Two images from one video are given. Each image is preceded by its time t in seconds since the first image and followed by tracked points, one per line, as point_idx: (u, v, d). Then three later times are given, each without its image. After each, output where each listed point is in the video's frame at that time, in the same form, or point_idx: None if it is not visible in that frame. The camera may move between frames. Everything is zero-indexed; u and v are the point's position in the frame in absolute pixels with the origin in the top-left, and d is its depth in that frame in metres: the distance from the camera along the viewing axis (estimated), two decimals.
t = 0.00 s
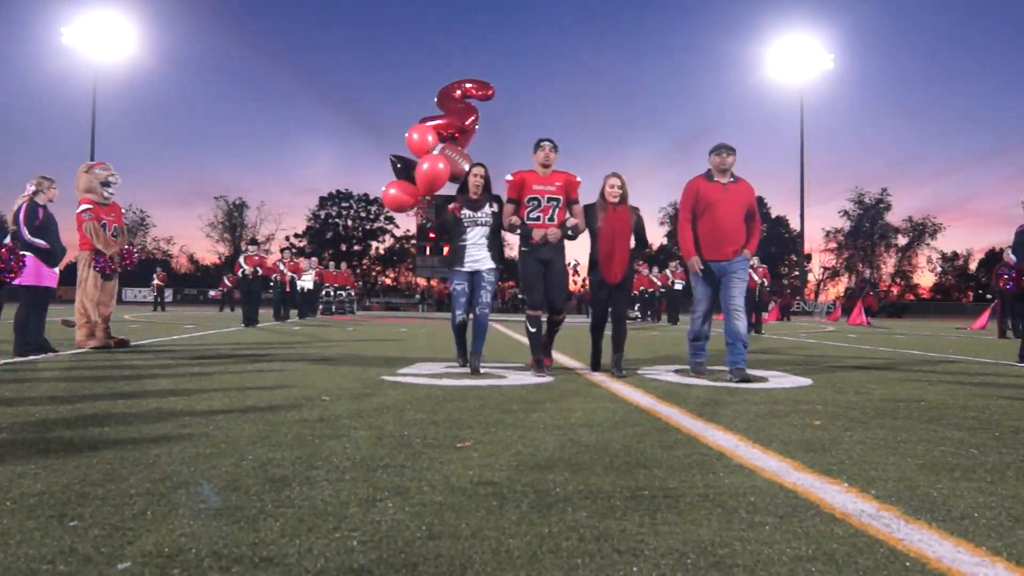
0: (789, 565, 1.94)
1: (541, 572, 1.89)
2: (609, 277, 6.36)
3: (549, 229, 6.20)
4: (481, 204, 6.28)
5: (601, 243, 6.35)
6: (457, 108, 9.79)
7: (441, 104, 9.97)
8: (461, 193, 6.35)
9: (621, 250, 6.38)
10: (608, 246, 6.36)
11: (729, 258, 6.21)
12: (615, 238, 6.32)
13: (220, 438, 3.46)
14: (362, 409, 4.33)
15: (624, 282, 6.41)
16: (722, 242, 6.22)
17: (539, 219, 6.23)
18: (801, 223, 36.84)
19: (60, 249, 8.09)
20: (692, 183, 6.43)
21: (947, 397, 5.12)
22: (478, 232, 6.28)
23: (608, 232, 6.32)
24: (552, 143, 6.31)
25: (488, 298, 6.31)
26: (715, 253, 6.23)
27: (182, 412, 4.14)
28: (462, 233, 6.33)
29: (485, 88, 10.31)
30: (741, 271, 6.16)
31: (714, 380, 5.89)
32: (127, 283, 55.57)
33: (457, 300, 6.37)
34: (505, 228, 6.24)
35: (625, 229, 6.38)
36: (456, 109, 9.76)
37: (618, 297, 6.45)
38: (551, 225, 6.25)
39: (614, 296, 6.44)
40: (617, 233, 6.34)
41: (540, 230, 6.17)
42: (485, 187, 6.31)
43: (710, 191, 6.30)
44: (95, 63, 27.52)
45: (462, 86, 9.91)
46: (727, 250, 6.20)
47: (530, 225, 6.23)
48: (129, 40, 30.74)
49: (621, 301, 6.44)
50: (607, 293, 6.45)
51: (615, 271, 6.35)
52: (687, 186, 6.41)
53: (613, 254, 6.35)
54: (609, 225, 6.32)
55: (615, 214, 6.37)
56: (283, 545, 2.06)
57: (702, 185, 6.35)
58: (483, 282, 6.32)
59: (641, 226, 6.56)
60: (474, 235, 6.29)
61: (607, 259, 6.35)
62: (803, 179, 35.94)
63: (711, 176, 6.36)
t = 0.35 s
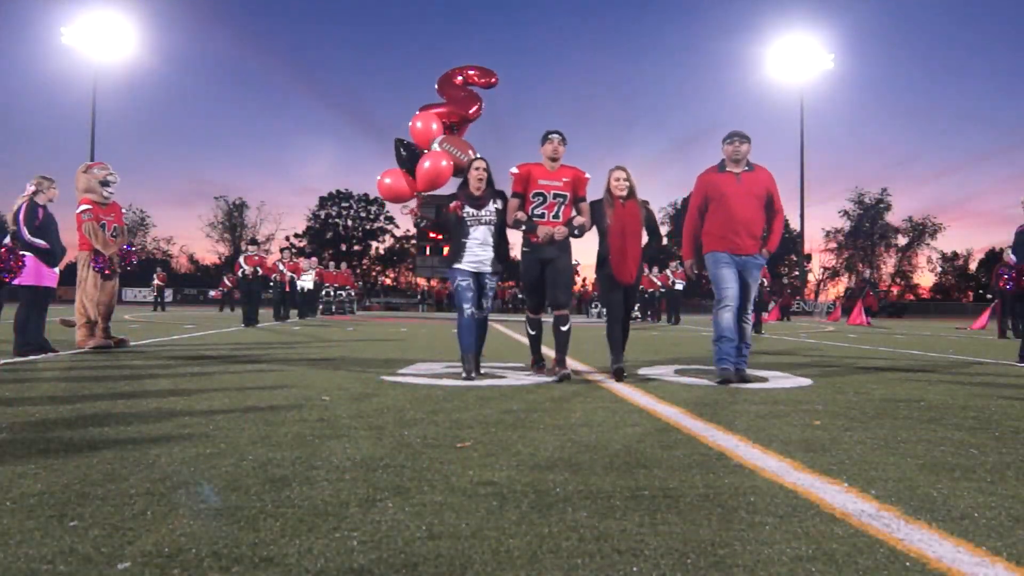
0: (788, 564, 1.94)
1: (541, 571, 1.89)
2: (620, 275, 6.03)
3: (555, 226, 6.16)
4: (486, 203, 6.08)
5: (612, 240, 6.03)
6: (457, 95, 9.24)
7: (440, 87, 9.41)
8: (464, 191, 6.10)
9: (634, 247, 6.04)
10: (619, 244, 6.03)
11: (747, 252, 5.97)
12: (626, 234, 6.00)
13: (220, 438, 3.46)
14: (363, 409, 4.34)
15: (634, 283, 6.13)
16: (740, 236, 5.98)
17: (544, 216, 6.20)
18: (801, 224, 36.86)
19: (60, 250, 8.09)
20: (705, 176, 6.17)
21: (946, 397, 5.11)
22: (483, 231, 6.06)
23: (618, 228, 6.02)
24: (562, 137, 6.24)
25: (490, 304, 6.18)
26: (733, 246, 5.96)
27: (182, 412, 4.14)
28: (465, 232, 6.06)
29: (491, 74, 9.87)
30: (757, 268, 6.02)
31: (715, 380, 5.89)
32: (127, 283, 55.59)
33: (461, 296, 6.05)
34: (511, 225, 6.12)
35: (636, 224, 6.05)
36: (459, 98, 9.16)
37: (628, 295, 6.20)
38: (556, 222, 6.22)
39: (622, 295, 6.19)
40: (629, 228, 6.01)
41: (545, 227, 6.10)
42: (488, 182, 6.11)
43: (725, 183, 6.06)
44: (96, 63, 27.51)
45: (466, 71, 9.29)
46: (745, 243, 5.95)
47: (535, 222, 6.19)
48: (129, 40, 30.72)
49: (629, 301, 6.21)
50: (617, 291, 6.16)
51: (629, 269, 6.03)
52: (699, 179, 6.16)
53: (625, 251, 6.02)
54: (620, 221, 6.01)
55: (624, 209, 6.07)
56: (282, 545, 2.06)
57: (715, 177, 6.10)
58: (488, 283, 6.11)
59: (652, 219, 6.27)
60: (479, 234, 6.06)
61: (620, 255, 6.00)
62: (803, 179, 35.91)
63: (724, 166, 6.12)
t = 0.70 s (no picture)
0: (787, 564, 1.94)
1: (541, 572, 1.89)
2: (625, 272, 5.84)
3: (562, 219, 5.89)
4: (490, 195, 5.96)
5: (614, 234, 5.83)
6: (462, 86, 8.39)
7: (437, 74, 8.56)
8: (466, 181, 6.00)
9: (639, 241, 5.82)
10: (624, 237, 5.80)
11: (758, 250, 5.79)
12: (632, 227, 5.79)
13: (221, 438, 3.46)
14: (363, 408, 4.34)
15: (640, 278, 5.88)
16: (751, 233, 5.81)
17: (551, 208, 5.94)
18: (801, 223, 36.86)
19: (60, 250, 8.09)
20: (711, 172, 5.98)
21: (946, 397, 5.11)
22: (486, 223, 5.96)
23: (620, 221, 5.81)
24: (578, 127, 5.99)
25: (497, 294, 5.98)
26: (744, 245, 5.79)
27: (183, 412, 4.14)
28: (467, 224, 5.97)
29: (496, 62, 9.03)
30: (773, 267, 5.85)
31: (715, 380, 5.90)
32: (126, 283, 55.59)
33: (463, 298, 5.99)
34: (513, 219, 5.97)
35: (641, 219, 5.85)
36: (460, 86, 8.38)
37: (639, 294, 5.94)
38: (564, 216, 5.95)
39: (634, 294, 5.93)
40: (635, 223, 5.82)
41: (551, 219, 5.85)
42: (491, 174, 5.99)
43: (732, 179, 5.87)
44: (96, 63, 27.50)
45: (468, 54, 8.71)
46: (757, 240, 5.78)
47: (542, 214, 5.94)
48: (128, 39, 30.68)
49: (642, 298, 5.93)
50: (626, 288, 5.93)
51: (635, 266, 5.83)
52: (705, 176, 5.97)
53: (630, 245, 5.80)
54: (623, 215, 5.81)
55: (627, 202, 5.86)
56: (282, 545, 2.06)
57: (721, 173, 5.91)
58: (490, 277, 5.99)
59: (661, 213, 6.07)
60: (481, 227, 5.97)
61: (625, 251, 5.79)
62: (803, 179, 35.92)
63: (729, 161, 5.92)
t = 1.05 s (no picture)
0: (787, 564, 1.94)
1: (541, 571, 1.89)
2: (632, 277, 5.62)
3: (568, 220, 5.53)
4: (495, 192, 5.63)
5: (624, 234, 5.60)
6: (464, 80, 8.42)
7: (436, 64, 8.56)
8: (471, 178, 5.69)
9: (650, 243, 5.57)
10: (633, 237, 5.59)
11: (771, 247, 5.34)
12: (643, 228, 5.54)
13: (221, 438, 3.46)
14: (364, 408, 4.34)
15: (646, 283, 5.64)
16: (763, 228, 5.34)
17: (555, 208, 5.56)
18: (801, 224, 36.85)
19: (60, 249, 8.09)
20: (722, 161, 5.52)
21: (946, 398, 5.11)
22: (493, 223, 5.63)
23: (632, 222, 5.58)
24: (574, 120, 5.64)
25: (502, 298, 5.67)
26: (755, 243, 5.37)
27: (183, 412, 4.14)
28: (472, 223, 5.65)
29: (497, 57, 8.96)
30: (789, 260, 5.32)
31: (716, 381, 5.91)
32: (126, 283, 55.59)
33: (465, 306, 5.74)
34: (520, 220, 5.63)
35: (654, 220, 5.59)
36: (461, 81, 8.41)
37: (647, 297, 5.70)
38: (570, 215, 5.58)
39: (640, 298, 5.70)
40: (645, 224, 5.57)
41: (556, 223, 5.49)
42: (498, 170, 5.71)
43: (745, 170, 5.40)
44: (97, 63, 27.48)
45: (469, 47, 8.65)
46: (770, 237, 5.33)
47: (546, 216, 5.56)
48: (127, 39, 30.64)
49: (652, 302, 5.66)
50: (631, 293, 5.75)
51: (642, 270, 5.60)
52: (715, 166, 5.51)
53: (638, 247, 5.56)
54: (635, 215, 5.58)
55: (641, 201, 5.60)
56: (283, 544, 2.06)
57: (733, 163, 5.44)
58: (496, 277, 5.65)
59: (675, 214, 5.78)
60: (488, 226, 5.64)
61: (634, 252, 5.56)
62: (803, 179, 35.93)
63: (745, 151, 5.47)
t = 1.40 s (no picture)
0: (786, 564, 1.94)
1: (541, 572, 1.89)
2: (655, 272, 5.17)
3: (575, 208, 5.19)
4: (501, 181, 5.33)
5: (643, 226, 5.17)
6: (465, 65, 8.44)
7: (436, 52, 8.57)
8: (473, 167, 5.37)
9: (672, 236, 5.16)
10: (654, 230, 5.17)
11: (801, 244, 4.96)
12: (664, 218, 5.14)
13: (221, 438, 3.47)
14: (363, 409, 4.34)
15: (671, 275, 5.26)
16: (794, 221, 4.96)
17: (562, 196, 5.23)
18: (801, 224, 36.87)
19: (60, 249, 8.09)
20: (751, 153, 5.16)
21: (947, 398, 5.10)
22: (498, 213, 5.30)
23: (650, 211, 5.16)
24: (578, 105, 5.33)
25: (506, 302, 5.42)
26: (784, 238, 4.97)
27: (183, 412, 4.14)
28: (477, 216, 5.31)
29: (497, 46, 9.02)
30: (817, 262, 4.96)
31: (716, 381, 5.91)
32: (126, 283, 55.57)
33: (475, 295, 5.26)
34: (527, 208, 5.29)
35: (674, 210, 5.21)
36: (461, 68, 8.42)
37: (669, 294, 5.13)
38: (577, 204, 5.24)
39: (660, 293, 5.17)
40: (666, 213, 5.17)
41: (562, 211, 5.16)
42: (503, 159, 5.39)
43: (777, 161, 5.05)
44: (97, 63, 27.37)
45: (469, 35, 8.69)
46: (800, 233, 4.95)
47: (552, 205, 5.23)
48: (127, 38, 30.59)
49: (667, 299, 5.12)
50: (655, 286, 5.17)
51: (667, 264, 5.16)
52: (745, 155, 5.17)
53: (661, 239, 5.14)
54: (653, 205, 5.16)
55: (658, 189, 5.19)
56: (282, 544, 2.06)
57: (765, 153, 5.10)
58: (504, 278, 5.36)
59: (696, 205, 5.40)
60: (494, 218, 5.30)
61: (655, 245, 5.13)
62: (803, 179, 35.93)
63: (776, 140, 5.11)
